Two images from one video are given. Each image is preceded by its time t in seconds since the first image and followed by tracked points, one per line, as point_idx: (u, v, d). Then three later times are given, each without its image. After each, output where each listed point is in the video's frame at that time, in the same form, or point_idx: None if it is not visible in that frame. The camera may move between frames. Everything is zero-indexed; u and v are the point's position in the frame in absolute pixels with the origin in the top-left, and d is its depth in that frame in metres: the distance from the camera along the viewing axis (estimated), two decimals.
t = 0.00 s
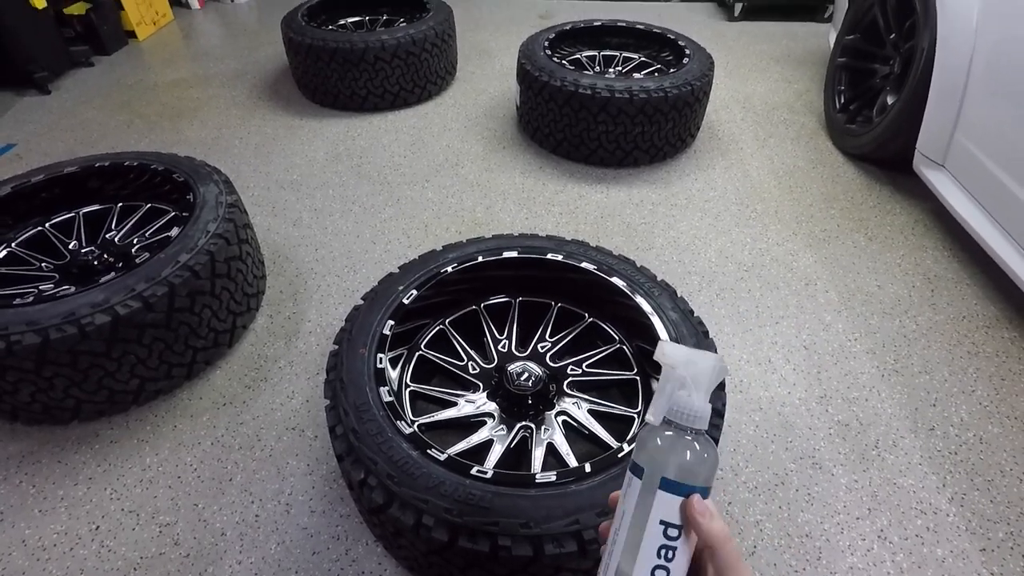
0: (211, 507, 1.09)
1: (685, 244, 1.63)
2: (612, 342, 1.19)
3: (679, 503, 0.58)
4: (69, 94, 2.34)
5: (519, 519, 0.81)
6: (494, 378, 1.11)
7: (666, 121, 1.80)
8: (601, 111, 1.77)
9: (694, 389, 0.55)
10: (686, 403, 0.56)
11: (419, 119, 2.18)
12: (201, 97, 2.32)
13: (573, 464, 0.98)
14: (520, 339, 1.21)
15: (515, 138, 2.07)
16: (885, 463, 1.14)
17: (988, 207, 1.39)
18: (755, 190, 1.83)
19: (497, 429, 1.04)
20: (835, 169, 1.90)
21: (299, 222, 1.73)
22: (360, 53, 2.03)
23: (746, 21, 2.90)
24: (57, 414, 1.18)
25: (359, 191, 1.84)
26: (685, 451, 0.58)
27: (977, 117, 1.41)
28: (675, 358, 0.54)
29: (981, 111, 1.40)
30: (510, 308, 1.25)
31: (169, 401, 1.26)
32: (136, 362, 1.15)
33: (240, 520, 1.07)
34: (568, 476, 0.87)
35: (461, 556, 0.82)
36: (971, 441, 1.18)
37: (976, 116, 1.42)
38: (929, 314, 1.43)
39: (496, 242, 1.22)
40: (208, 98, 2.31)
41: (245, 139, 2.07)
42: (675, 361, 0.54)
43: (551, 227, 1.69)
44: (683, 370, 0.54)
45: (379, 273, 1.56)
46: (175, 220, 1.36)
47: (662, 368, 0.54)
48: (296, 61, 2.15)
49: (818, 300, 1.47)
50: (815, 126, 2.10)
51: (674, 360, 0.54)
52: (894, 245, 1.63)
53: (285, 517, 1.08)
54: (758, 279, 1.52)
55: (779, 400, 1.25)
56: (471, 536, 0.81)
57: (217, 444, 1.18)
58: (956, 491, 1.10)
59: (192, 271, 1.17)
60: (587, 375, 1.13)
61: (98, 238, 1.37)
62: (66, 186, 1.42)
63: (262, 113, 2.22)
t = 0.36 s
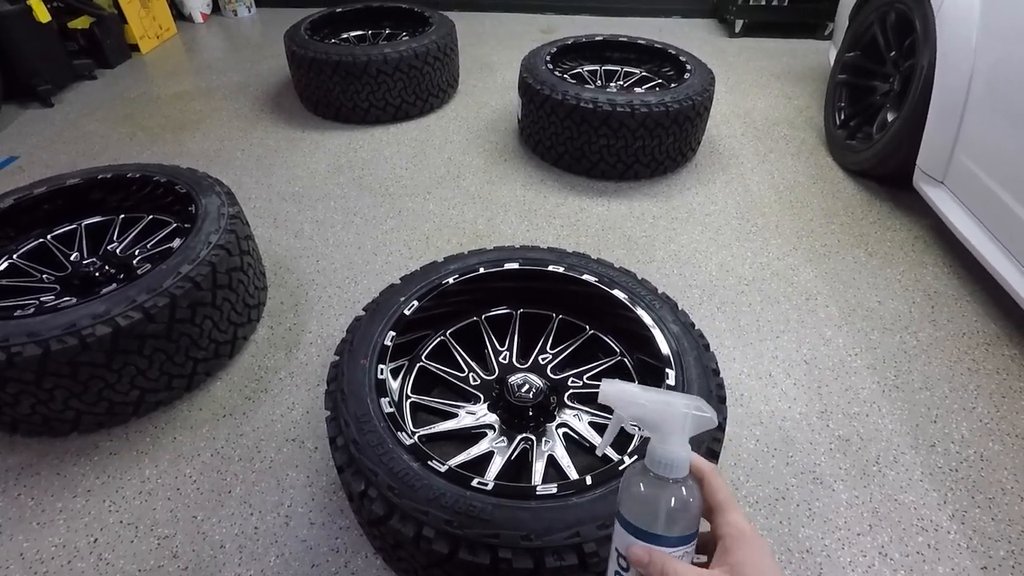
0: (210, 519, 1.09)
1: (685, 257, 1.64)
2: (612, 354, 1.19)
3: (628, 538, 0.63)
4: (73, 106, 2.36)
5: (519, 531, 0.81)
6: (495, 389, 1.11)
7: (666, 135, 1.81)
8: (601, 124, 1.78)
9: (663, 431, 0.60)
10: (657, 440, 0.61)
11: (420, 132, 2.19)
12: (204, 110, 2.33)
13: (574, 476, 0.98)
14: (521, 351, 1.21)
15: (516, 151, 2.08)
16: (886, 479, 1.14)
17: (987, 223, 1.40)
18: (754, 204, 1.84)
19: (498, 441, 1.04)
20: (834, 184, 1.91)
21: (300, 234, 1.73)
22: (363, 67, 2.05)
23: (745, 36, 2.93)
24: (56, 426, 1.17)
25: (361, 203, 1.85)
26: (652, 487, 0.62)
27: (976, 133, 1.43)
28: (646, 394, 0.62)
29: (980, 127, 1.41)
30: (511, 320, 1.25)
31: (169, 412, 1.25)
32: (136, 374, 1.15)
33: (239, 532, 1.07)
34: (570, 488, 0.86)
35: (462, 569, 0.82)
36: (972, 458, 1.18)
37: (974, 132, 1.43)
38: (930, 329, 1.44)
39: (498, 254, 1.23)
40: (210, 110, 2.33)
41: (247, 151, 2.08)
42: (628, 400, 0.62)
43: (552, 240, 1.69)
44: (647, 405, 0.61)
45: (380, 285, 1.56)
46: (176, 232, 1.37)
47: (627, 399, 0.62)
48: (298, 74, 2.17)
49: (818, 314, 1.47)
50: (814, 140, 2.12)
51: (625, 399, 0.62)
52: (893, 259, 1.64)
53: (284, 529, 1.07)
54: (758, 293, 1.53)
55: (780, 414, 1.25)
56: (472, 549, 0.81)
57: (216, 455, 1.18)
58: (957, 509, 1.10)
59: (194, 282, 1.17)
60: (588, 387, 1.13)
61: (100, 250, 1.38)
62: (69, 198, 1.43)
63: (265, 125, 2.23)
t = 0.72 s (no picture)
0: (216, 477, 1.10)
1: (696, 247, 1.63)
2: (621, 340, 1.19)
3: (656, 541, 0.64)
4: (91, 63, 2.35)
5: (521, 508, 0.82)
6: (502, 368, 1.12)
7: (685, 123, 1.80)
8: (621, 109, 1.77)
9: (698, 453, 0.58)
10: (688, 461, 0.59)
11: (438, 107, 2.18)
12: (221, 74, 2.32)
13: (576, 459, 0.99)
14: (530, 331, 1.22)
15: (533, 131, 2.07)
16: (886, 479, 1.15)
17: (1005, 228, 1.39)
18: (770, 197, 1.83)
19: (503, 419, 1.05)
20: (852, 181, 1.90)
21: (314, 203, 1.74)
22: (383, 38, 2.04)
23: (770, 27, 2.89)
24: (69, 378, 1.19)
25: (375, 176, 1.85)
26: (683, 501, 0.61)
27: (1001, 136, 1.41)
28: (690, 420, 0.57)
29: (1006, 130, 1.40)
30: (521, 299, 1.25)
31: (179, 371, 1.27)
32: (149, 332, 1.16)
33: (244, 492, 1.09)
34: (572, 468, 0.87)
35: (463, 539, 0.84)
36: (973, 463, 1.18)
37: (1000, 135, 1.42)
38: (939, 333, 1.44)
39: (512, 233, 1.23)
40: (228, 75, 2.32)
41: (264, 118, 2.08)
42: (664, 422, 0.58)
43: (565, 223, 1.69)
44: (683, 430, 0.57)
45: (391, 258, 1.57)
46: (193, 194, 1.38)
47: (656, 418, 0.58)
48: (318, 43, 2.16)
49: (828, 312, 1.47)
50: (834, 136, 2.10)
51: (658, 420, 0.58)
52: (907, 261, 1.63)
53: (288, 492, 1.09)
54: (768, 287, 1.53)
55: (783, 409, 1.25)
56: (474, 522, 0.82)
57: (224, 416, 1.20)
58: (955, 512, 1.10)
59: (209, 245, 1.18)
60: (594, 371, 1.13)
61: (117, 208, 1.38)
62: (88, 154, 1.43)
63: (282, 92, 2.22)
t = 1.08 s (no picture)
0: (236, 456, 1.12)
1: (724, 251, 1.61)
2: (644, 341, 1.18)
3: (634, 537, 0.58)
4: (129, 41, 2.38)
5: (539, 504, 0.82)
6: (524, 362, 1.11)
7: (719, 123, 1.77)
8: (654, 107, 1.75)
9: (701, 467, 0.50)
10: (689, 472, 0.51)
11: (468, 98, 2.17)
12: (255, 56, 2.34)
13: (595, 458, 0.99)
14: (553, 327, 1.21)
15: (563, 126, 2.05)
16: (910, 498, 1.12)
17: None
18: (802, 203, 1.79)
19: (522, 413, 1.05)
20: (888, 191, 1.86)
21: (341, 189, 1.74)
22: (417, 26, 2.03)
23: (809, 29, 2.83)
24: (97, 351, 1.21)
25: (403, 164, 1.85)
26: (671, 511, 0.54)
27: None
28: (697, 428, 0.49)
29: None
30: (545, 295, 1.24)
31: (204, 350, 1.29)
32: (176, 310, 1.18)
33: (262, 473, 1.10)
34: (591, 467, 0.87)
35: (479, 534, 0.83)
36: (1002, 489, 1.15)
37: None
38: (972, 352, 1.40)
39: (539, 228, 1.22)
40: (262, 58, 2.33)
41: (295, 102, 2.09)
42: (676, 427, 0.50)
43: (592, 220, 1.68)
44: (695, 438, 0.49)
45: (416, 248, 1.57)
46: (223, 175, 1.39)
47: (674, 427, 0.50)
48: (352, 29, 2.16)
49: (857, 324, 1.45)
50: (871, 144, 2.05)
51: (670, 424, 0.50)
52: (941, 276, 1.59)
53: (306, 475, 1.10)
54: (796, 295, 1.50)
55: (806, 421, 1.23)
56: (491, 515, 0.82)
57: (246, 396, 1.21)
58: (980, 538, 1.08)
59: (237, 226, 1.19)
60: (616, 370, 1.13)
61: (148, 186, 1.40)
62: (123, 132, 1.44)
63: (314, 77, 2.23)
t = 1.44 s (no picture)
0: (248, 443, 1.12)
1: (736, 235, 1.59)
2: (656, 327, 1.17)
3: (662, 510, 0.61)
4: (135, 27, 2.37)
5: (551, 492, 0.82)
6: (534, 350, 1.11)
7: (731, 105, 1.74)
8: (665, 88, 1.72)
9: (751, 462, 0.53)
10: (737, 465, 0.54)
11: (476, 81, 2.14)
12: (261, 41, 2.32)
13: (606, 444, 0.98)
14: (563, 313, 1.20)
15: (571, 109, 2.02)
16: (926, 482, 1.11)
17: None
18: (815, 186, 1.76)
19: (532, 401, 1.04)
20: (904, 172, 1.82)
21: (349, 174, 1.73)
22: (424, 9, 2.01)
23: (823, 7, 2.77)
24: (108, 338, 1.21)
25: (411, 149, 1.83)
26: (709, 493, 0.57)
27: None
28: (756, 428, 0.52)
29: None
30: (555, 282, 1.23)
31: (214, 337, 1.29)
32: (186, 297, 1.18)
33: (274, 460, 1.10)
34: (603, 458, 0.86)
35: (490, 521, 0.83)
36: (1020, 472, 1.14)
37: None
38: (989, 335, 1.38)
39: (548, 213, 1.21)
40: (268, 42, 2.31)
41: (302, 87, 2.08)
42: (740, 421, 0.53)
43: (602, 205, 1.66)
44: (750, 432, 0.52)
45: (424, 233, 1.56)
46: (231, 161, 1.38)
47: (739, 418, 0.53)
48: (358, 12, 2.14)
49: (872, 307, 1.42)
50: (886, 124, 2.01)
51: (736, 419, 0.53)
52: (958, 258, 1.56)
53: (317, 462, 1.10)
54: (810, 279, 1.48)
55: (820, 405, 1.22)
56: (502, 504, 0.82)
57: (257, 383, 1.21)
58: (996, 520, 1.07)
59: (246, 213, 1.18)
60: (628, 357, 1.12)
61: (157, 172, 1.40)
62: (130, 118, 1.44)
63: (320, 61, 2.21)
